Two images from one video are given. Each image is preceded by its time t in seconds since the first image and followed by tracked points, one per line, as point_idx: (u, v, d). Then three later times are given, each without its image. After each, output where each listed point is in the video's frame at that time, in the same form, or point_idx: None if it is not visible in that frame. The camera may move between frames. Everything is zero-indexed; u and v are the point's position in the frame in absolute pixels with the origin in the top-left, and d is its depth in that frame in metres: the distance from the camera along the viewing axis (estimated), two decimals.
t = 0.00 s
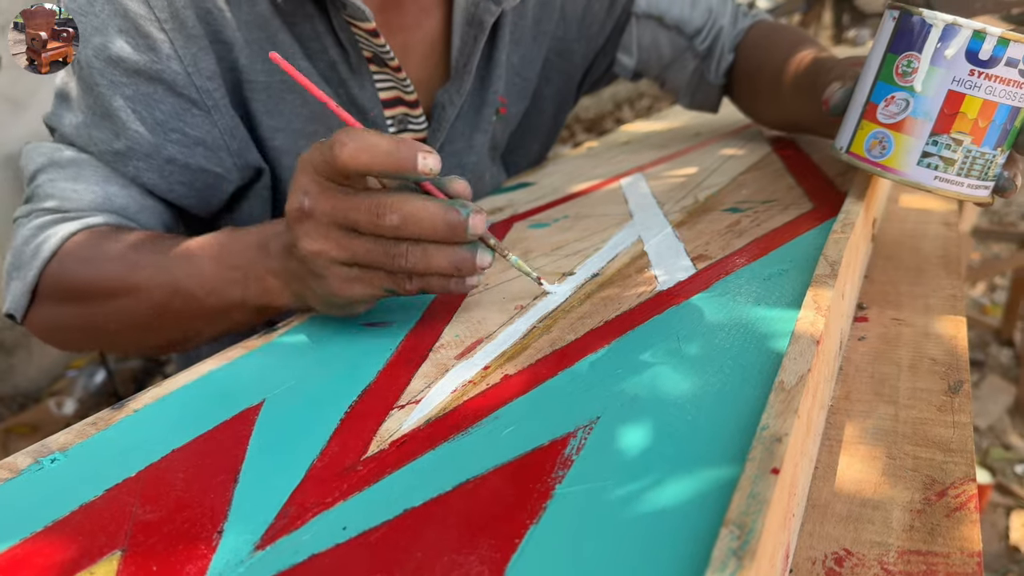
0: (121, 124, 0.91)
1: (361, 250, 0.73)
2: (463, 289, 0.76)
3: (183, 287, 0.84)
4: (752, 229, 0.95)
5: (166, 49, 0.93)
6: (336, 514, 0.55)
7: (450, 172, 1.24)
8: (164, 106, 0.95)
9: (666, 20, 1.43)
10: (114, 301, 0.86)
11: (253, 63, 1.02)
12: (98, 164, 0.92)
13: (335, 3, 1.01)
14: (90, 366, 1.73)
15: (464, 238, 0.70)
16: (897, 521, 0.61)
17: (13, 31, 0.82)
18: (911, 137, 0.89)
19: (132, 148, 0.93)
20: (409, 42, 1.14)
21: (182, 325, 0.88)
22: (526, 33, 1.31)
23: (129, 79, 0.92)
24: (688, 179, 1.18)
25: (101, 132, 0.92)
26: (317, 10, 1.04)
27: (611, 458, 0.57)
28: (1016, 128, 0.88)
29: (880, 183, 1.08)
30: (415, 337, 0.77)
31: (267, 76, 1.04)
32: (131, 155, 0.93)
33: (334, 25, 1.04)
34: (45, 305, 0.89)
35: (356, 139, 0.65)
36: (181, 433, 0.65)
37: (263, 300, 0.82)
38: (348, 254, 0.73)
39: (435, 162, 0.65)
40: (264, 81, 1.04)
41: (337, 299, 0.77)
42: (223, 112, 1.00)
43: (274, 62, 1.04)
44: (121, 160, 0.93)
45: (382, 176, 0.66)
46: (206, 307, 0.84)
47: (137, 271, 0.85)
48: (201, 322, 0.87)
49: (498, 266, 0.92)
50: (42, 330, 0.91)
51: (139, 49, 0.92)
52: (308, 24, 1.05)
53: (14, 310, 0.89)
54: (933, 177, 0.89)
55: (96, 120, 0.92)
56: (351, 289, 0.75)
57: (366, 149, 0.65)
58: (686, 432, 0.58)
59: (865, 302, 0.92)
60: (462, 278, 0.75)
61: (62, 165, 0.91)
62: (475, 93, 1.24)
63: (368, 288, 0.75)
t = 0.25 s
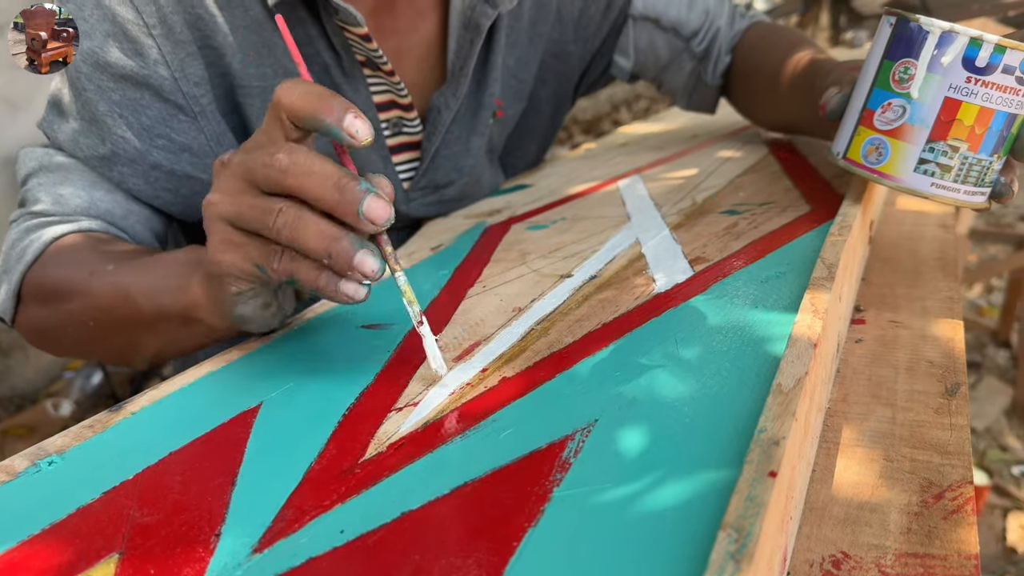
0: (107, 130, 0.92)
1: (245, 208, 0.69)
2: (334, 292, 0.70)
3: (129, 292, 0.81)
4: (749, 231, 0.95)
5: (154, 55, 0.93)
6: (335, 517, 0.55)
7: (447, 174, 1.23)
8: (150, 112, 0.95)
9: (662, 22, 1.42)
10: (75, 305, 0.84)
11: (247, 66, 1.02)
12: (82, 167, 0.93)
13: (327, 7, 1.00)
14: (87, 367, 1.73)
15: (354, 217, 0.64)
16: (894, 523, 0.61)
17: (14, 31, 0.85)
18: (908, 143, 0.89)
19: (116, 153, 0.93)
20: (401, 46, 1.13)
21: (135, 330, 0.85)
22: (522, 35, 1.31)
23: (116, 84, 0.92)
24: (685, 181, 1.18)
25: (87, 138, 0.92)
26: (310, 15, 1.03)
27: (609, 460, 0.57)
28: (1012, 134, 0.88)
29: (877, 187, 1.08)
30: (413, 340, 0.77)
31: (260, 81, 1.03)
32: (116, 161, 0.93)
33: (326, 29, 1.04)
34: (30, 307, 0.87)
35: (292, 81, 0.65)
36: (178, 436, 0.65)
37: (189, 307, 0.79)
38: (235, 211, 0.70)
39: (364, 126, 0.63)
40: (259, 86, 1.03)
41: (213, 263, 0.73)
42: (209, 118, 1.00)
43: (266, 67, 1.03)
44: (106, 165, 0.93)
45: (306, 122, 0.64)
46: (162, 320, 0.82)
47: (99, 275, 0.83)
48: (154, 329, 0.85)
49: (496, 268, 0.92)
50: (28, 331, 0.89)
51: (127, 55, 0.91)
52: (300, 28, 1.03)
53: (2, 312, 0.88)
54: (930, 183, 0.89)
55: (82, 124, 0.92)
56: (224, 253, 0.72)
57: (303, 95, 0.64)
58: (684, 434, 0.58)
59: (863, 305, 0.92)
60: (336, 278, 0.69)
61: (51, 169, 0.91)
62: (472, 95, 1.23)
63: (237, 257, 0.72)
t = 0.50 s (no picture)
0: (115, 133, 0.91)
1: (364, 201, 0.73)
2: (454, 268, 0.77)
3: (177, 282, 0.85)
4: (748, 232, 0.96)
5: (158, 57, 0.92)
6: (335, 517, 0.55)
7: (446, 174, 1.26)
8: (156, 113, 0.94)
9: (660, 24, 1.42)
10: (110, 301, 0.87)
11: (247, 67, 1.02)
12: (90, 170, 0.92)
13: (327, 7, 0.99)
14: (85, 367, 1.73)
15: (465, 206, 0.73)
16: (893, 524, 0.61)
17: (14, 31, 0.84)
18: (908, 145, 0.89)
19: (125, 156, 0.92)
20: (400, 49, 1.13)
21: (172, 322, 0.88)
22: (520, 36, 1.31)
23: (121, 87, 0.91)
24: (684, 182, 1.18)
25: (95, 141, 0.91)
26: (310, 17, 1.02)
27: (609, 461, 0.57)
28: (1011, 136, 0.89)
29: (875, 188, 1.09)
30: (413, 340, 0.77)
31: (260, 83, 1.04)
32: (124, 164, 0.93)
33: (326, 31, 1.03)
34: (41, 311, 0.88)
35: (383, 89, 0.70)
36: (178, 436, 0.65)
37: (259, 291, 0.84)
38: (352, 202, 0.74)
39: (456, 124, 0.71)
40: (259, 88, 1.04)
41: (330, 253, 0.76)
42: (215, 119, 0.99)
43: (266, 69, 1.04)
44: (115, 168, 0.93)
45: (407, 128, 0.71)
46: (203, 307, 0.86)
47: (137, 269, 0.86)
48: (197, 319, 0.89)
49: (495, 269, 0.92)
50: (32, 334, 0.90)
51: (131, 58, 0.91)
52: (300, 31, 1.03)
53: (8, 315, 0.88)
54: (929, 185, 0.90)
55: (89, 128, 0.91)
56: (346, 243, 0.75)
57: (395, 100, 0.70)
58: (683, 435, 0.58)
59: (861, 306, 0.92)
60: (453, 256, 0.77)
61: (56, 171, 0.90)
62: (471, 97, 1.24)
63: (361, 246, 0.75)
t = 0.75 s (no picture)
0: (123, 133, 0.91)
1: (387, 252, 0.74)
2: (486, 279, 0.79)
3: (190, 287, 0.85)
4: (747, 232, 0.96)
5: (166, 56, 0.92)
6: (338, 515, 0.55)
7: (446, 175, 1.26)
8: (164, 112, 0.94)
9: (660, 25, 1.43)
10: (123, 305, 0.87)
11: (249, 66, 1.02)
12: (100, 170, 0.92)
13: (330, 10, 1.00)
14: (83, 367, 1.73)
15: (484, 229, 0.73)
16: (892, 522, 0.61)
17: (13, 31, 0.80)
18: (906, 146, 0.90)
19: (134, 156, 0.92)
20: (404, 48, 1.14)
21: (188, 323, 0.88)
22: (521, 37, 1.32)
23: (130, 86, 0.91)
24: (683, 183, 1.18)
25: (105, 141, 0.91)
26: (314, 17, 1.03)
27: (610, 459, 0.57)
28: (1009, 136, 0.89)
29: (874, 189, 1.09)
30: (414, 339, 0.77)
31: (263, 83, 1.04)
32: (133, 164, 0.93)
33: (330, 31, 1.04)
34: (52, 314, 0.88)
35: (374, 146, 0.67)
36: (180, 435, 0.65)
37: (263, 291, 0.84)
38: (374, 255, 0.74)
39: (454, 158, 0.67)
40: (262, 88, 1.05)
41: (363, 298, 0.78)
42: (223, 117, 1.00)
43: (268, 69, 1.04)
44: (124, 168, 0.93)
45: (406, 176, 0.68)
46: (210, 308, 0.86)
47: (146, 274, 0.85)
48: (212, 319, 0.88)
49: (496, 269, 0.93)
50: (43, 336, 0.91)
51: (139, 57, 0.91)
52: (303, 30, 1.04)
53: (19, 319, 0.89)
54: (927, 186, 0.90)
55: (99, 128, 0.91)
56: (376, 287, 0.77)
57: (387, 153, 0.67)
58: (684, 434, 0.59)
59: (860, 306, 0.92)
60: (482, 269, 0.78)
61: (65, 174, 0.90)
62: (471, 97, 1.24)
63: (392, 286, 0.77)
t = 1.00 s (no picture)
0: (115, 130, 0.91)
1: (268, 233, 0.69)
2: (369, 305, 0.72)
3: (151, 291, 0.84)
4: (747, 232, 0.96)
5: (161, 54, 0.93)
6: (341, 512, 0.56)
7: (446, 175, 1.24)
8: (158, 111, 0.94)
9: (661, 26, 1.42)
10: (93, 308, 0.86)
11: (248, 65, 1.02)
12: (93, 168, 0.92)
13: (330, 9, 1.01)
14: (80, 366, 1.72)
15: (377, 231, 0.65)
16: (894, 520, 0.62)
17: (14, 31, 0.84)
18: (906, 145, 0.90)
19: (125, 153, 0.91)
20: (405, 48, 1.14)
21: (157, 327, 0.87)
22: (522, 37, 1.32)
23: (124, 83, 0.91)
24: (683, 182, 1.18)
25: (97, 138, 0.91)
26: (315, 16, 1.03)
27: (614, 458, 0.57)
28: (1008, 137, 0.89)
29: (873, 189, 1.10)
30: (416, 337, 0.77)
31: (262, 81, 1.04)
32: (125, 162, 0.92)
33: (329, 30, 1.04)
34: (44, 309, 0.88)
35: (289, 102, 0.63)
36: (182, 432, 0.65)
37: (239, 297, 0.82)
38: (258, 235, 0.69)
39: (367, 140, 0.62)
40: (262, 87, 1.05)
41: (244, 287, 0.73)
42: (217, 116, 1.00)
43: (268, 68, 1.04)
44: (115, 165, 0.92)
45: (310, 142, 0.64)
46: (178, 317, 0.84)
47: (117, 275, 0.85)
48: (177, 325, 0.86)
49: (496, 268, 0.93)
50: (38, 329, 0.91)
51: (134, 55, 0.91)
52: (303, 29, 1.04)
53: (15, 313, 0.89)
54: (927, 186, 0.90)
55: (91, 125, 0.91)
56: (256, 277, 0.72)
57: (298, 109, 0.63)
58: (687, 432, 0.59)
59: (860, 305, 0.93)
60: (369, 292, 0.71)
61: (60, 171, 0.90)
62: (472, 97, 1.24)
63: (270, 282, 0.72)
